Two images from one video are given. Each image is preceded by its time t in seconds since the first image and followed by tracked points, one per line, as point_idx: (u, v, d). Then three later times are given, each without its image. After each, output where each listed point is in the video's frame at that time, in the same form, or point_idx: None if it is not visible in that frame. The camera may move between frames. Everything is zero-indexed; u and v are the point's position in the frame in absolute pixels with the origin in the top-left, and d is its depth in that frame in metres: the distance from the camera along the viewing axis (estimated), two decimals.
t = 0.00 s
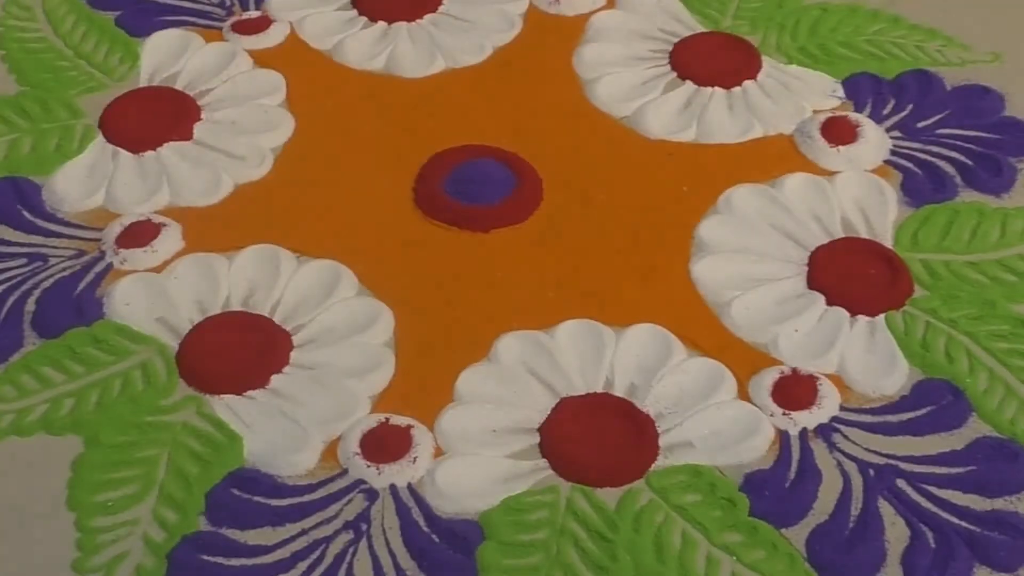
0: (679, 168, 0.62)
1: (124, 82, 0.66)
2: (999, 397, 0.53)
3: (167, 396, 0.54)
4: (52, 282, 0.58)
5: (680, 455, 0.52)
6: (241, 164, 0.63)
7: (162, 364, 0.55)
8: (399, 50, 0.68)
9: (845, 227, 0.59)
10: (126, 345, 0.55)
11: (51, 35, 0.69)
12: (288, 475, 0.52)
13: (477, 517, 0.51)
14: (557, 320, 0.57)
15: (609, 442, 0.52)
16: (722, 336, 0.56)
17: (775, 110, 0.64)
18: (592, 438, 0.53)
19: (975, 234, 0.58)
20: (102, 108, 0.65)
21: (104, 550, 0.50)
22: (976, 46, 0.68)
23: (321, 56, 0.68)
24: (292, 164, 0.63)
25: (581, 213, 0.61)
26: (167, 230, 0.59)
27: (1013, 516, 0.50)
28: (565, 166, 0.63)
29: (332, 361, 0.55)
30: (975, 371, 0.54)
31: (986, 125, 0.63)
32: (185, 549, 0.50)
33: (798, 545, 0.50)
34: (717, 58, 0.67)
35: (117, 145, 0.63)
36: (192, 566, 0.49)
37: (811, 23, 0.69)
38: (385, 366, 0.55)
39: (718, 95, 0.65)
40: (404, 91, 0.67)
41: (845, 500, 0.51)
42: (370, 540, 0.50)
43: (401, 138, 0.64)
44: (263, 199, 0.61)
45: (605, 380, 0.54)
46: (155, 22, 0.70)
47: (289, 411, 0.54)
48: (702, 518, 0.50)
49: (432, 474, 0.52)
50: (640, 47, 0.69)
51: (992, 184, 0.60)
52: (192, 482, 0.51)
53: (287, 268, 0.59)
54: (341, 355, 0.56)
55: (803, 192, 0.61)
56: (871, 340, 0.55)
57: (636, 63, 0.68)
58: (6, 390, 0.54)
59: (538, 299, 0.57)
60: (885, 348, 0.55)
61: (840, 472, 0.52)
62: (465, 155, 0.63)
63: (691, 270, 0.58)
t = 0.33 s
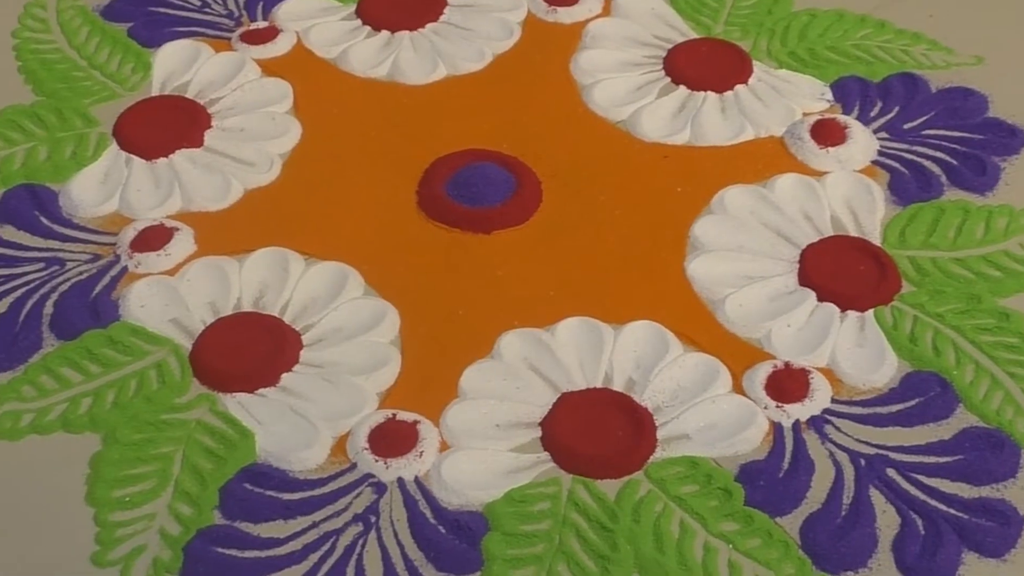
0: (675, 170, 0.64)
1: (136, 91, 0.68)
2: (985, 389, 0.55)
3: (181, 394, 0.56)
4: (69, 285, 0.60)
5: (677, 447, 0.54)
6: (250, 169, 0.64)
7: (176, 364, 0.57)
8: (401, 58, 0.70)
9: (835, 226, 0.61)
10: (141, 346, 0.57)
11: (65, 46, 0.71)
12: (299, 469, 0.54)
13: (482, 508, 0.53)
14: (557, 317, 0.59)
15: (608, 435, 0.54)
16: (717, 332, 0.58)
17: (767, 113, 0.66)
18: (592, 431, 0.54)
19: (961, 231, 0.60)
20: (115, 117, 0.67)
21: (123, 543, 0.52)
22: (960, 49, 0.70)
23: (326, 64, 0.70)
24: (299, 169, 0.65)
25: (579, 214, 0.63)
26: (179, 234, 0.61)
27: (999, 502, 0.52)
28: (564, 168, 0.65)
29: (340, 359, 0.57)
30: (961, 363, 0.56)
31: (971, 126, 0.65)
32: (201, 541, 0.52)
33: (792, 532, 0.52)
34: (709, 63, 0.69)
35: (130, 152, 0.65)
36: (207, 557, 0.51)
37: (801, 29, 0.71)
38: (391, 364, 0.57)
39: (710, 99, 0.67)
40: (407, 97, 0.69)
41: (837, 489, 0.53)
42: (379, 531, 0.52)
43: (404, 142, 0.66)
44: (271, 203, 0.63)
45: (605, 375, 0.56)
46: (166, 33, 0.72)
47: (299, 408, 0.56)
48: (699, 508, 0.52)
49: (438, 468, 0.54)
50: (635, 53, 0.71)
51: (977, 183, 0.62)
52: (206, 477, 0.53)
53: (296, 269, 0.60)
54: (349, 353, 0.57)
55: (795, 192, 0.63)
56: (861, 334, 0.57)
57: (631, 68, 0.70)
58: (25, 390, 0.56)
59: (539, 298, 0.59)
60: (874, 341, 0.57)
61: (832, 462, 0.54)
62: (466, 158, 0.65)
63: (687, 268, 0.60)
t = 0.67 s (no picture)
0: (671, 174, 0.66)
1: (150, 97, 0.70)
2: (969, 385, 0.57)
3: (194, 389, 0.58)
4: (86, 284, 0.62)
5: (672, 441, 0.56)
6: (260, 173, 0.67)
7: (189, 360, 0.59)
8: (405, 66, 0.73)
9: (825, 228, 0.63)
10: (155, 343, 0.59)
11: (82, 53, 0.73)
12: (308, 462, 0.56)
13: (485, 500, 0.55)
14: (557, 316, 0.61)
15: (606, 430, 0.56)
16: (712, 331, 0.60)
17: (760, 119, 0.68)
18: (591, 426, 0.56)
19: (947, 233, 0.62)
20: (130, 122, 0.69)
21: (138, 533, 0.54)
22: (946, 58, 0.72)
23: (333, 71, 0.73)
24: (307, 172, 0.67)
25: (579, 217, 0.65)
26: (192, 235, 0.63)
27: (984, 495, 0.54)
28: (564, 172, 0.67)
29: (347, 356, 0.59)
30: (946, 360, 0.58)
31: (956, 132, 0.67)
32: (213, 531, 0.54)
33: (784, 523, 0.54)
34: (703, 71, 0.71)
35: (144, 156, 0.67)
36: (219, 547, 0.53)
37: (792, 38, 0.73)
38: (397, 361, 0.59)
39: (705, 106, 0.70)
40: (411, 103, 0.71)
41: (827, 482, 0.55)
42: (385, 522, 0.54)
43: (409, 147, 0.68)
44: (281, 205, 0.65)
45: (603, 371, 0.58)
46: (179, 41, 0.74)
47: (308, 403, 0.58)
48: (694, 499, 0.54)
49: (442, 461, 0.56)
50: (632, 61, 0.73)
51: (962, 187, 0.64)
52: (218, 470, 0.55)
53: (305, 269, 0.63)
54: (356, 350, 0.59)
55: (786, 195, 0.65)
56: (850, 333, 0.59)
57: (628, 76, 0.72)
58: (43, 385, 0.58)
59: (539, 297, 0.61)
60: (863, 339, 0.59)
61: (822, 456, 0.56)
62: (469, 162, 0.67)
63: (682, 269, 0.62)
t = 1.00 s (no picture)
0: (665, 179, 0.68)
1: (160, 104, 0.72)
2: (952, 382, 0.59)
3: (203, 386, 0.60)
4: (98, 284, 0.64)
5: (665, 436, 0.58)
6: (267, 176, 0.69)
7: (198, 358, 0.61)
8: (407, 73, 0.75)
9: (813, 231, 0.65)
10: (165, 341, 0.61)
11: (94, 61, 0.75)
12: (313, 456, 0.58)
13: (483, 493, 0.56)
14: (554, 316, 0.63)
15: (601, 425, 0.58)
16: (703, 330, 0.62)
17: (750, 125, 0.70)
18: (586, 422, 0.58)
19: (930, 236, 0.64)
20: (141, 127, 0.71)
21: (148, 525, 0.55)
22: (930, 66, 0.74)
23: (336, 78, 0.75)
24: (312, 177, 0.69)
25: (576, 220, 0.67)
26: (201, 237, 0.65)
27: (965, 488, 0.56)
28: (561, 177, 0.69)
29: (350, 354, 0.61)
30: (929, 358, 0.60)
31: (940, 138, 0.69)
32: (221, 523, 0.55)
33: (772, 516, 0.56)
34: (695, 79, 0.73)
35: (155, 160, 0.69)
36: (227, 538, 0.55)
37: (781, 47, 0.75)
38: (399, 358, 0.61)
39: (697, 112, 0.72)
40: (413, 109, 0.73)
41: (814, 476, 0.57)
42: (387, 514, 0.56)
43: (411, 152, 0.70)
44: (286, 209, 0.67)
45: (598, 368, 0.60)
46: (188, 49, 0.76)
47: (313, 399, 0.60)
48: (685, 493, 0.56)
49: (442, 455, 0.57)
50: (626, 68, 0.75)
51: (945, 191, 0.66)
52: (226, 463, 0.57)
53: (309, 270, 0.65)
54: (359, 348, 0.61)
55: (776, 199, 0.67)
56: (837, 332, 0.61)
57: (622, 83, 0.74)
58: (56, 382, 0.60)
59: (537, 298, 0.63)
60: (849, 338, 0.61)
61: (809, 451, 0.58)
62: (469, 167, 0.69)
63: (674, 270, 0.64)
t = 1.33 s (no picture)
0: (656, 181, 0.71)
1: (169, 111, 0.75)
2: (934, 374, 0.61)
3: (211, 382, 0.62)
4: (110, 286, 0.66)
5: (657, 428, 0.60)
6: (272, 181, 0.71)
7: (207, 356, 0.63)
8: (406, 80, 0.77)
9: (799, 229, 0.67)
10: (175, 340, 0.64)
11: (105, 71, 0.78)
12: (318, 450, 0.60)
13: (483, 484, 0.59)
14: (551, 313, 0.65)
15: (596, 418, 0.60)
16: (694, 325, 0.64)
17: (738, 128, 0.73)
18: (581, 414, 0.61)
19: (912, 233, 0.67)
20: (150, 134, 0.73)
21: (159, 517, 0.58)
22: (911, 70, 0.76)
23: (338, 85, 0.77)
24: (316, 181, 0.71)
25: (570, 221, 0.69)
26: (209, 239, 0.68)
27: (948, 476, 0.58)
28: (555, 179, 0.71)
29: (354, 351, 0.63)
30: (912, 351, 0.62)
31: (921, 139, 0.72)
32: (230, 515, 0.58)
33: (762, 504, 0.58)
34: (684, 84, 0.76)
35: (164, 166, 0.71)
36: (235, 529, 0.57)
37: (767, 53, 0.78)
38: (400, 355, 0.63)
39: (686, 116, 0.74)
40: (412, 115, 0.75)
41: (802, 465, 0.59)
42: (390, 505, 0.58)
43: (411, 156, 0.73)
44: (290, 212, 0.70)
45: (592, 363, 0.62)
46: (195, 59, 0.79)
47: (318, 395, 0.62)
48: (677, 482, 0.58)
49: (443, 447, 0.60)
50: (618, 74, 0.77)
51: (926, 190, 0.69)
52: (234, 457, 0.59)
53: (313, 270, 0.67)
54: (362, 345, 0.64)
55: (763, 199, 0.69)
56: (823, 326, 0.63)
57: (615, 89, 0.76)
58: (69, 380, 0.62)
59: (534, 296, 0.66)
60: (835, 332, 0.63)
61: (797, 441, 0.60)
62: (467, 170, 0.71)
63: (666, 269, 0.66)
